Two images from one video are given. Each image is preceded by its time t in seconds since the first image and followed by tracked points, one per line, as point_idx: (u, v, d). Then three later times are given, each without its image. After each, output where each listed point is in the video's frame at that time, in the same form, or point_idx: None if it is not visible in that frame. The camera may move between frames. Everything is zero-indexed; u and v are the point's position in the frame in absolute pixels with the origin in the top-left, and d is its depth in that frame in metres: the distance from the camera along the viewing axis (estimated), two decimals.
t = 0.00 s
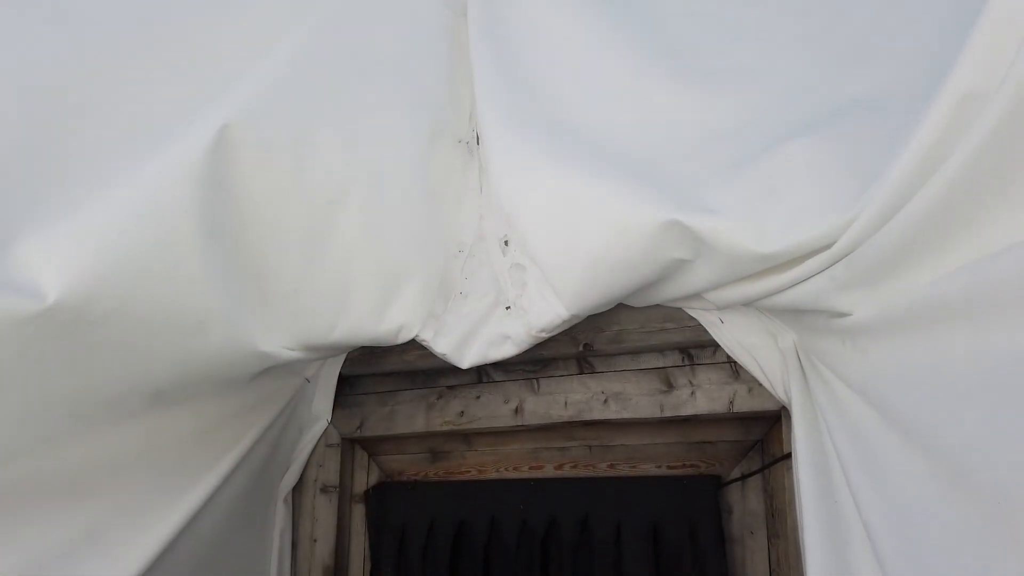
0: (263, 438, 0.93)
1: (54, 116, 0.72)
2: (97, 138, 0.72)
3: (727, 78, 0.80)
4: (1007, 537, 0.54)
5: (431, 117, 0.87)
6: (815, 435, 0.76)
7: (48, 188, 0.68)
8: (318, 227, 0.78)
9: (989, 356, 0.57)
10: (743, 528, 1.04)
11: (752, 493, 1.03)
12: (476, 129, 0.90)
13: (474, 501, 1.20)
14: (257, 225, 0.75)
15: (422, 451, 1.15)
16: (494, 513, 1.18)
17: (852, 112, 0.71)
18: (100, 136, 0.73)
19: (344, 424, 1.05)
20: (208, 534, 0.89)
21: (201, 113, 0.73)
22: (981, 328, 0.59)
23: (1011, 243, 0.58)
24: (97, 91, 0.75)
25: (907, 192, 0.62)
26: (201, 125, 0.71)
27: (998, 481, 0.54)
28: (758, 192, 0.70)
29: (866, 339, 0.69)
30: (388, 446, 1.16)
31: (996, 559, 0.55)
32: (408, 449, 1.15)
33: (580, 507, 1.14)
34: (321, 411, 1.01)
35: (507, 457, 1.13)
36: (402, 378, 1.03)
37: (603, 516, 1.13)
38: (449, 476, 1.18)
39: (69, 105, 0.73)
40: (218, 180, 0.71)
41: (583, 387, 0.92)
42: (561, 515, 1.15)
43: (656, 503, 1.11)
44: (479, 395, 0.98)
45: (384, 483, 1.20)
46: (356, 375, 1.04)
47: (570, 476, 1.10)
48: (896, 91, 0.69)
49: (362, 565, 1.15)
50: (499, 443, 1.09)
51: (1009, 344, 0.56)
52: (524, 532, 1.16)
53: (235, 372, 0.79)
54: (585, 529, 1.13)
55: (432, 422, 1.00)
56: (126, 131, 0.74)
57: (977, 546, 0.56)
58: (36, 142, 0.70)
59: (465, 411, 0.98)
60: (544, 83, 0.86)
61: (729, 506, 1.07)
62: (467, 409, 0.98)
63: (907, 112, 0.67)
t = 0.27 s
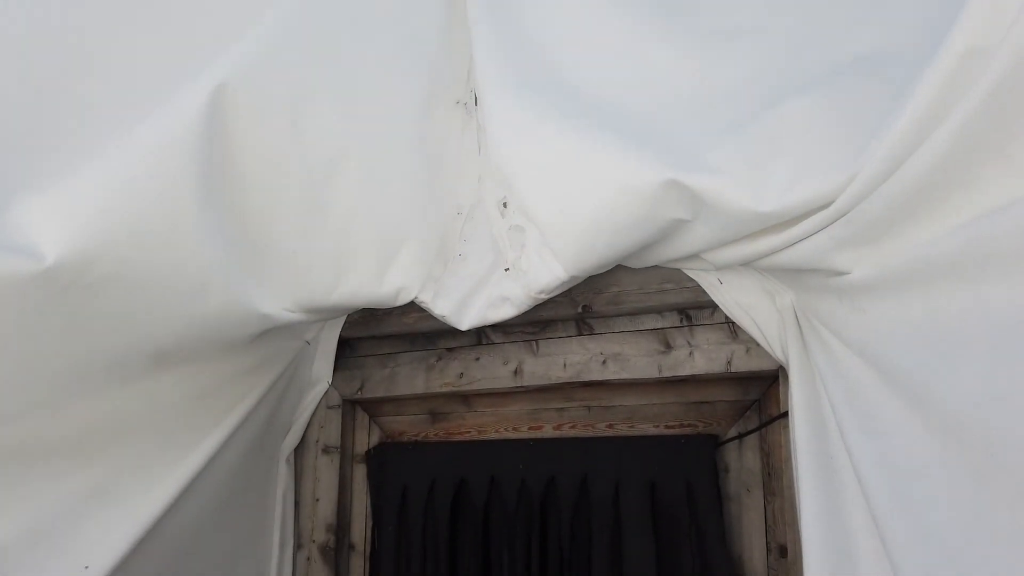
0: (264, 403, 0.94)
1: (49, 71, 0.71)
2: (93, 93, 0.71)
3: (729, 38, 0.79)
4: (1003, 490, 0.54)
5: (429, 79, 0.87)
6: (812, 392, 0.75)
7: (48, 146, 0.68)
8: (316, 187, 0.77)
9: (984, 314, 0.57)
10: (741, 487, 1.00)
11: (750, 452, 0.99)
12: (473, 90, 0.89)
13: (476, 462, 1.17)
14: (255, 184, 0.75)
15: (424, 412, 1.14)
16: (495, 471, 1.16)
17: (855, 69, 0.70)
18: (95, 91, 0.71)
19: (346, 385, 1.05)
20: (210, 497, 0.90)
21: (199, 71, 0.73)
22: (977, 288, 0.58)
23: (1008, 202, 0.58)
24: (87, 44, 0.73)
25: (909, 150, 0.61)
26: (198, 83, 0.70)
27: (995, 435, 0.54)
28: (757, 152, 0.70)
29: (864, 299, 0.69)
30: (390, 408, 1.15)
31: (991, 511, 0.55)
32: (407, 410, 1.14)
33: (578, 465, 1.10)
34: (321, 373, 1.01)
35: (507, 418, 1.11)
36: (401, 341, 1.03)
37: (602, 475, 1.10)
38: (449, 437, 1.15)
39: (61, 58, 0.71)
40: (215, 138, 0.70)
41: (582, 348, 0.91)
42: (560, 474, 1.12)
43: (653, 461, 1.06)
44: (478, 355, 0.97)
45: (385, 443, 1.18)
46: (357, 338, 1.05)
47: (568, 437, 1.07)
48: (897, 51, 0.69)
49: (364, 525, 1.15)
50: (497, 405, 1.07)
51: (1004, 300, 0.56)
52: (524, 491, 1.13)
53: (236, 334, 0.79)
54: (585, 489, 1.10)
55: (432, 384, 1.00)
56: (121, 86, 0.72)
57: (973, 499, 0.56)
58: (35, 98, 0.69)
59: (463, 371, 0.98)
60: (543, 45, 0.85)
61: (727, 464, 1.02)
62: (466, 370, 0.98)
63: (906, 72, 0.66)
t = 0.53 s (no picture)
0: (263, 353, 0.94)
1: None
2: (83, 25, 0.68)
3: None
4: (1003, 429, 0.52)
5: (428, 24, 0.85)
6: (813, 339, 0.73)
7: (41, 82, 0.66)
8: (314, 130, 0.77)
9: (994, 250, 0.54)
10: (737, 432, 0.89)
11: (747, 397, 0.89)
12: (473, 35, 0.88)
13: (476, 405, 1.05)
14: (251, 128, 0.74)
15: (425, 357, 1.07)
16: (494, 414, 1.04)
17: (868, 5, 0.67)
18: (86, 22, 0.68)
19: (346, 332, 1.06)
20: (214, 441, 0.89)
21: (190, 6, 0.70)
22: (983, 226, 0.55)
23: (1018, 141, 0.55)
24: None
25: (918, 87, 0.59)
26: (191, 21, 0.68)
27: (997, 376, 0.52)
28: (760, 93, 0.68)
29: (867, 243, 0.66)
30: (386, 355, 1.10)
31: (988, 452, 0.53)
32: (411, 355, 1.08)
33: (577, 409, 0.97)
34: (323, 320, 1.02)
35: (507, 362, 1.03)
36: (403, 289, 1.03)
37: (603, 419, 0.96)
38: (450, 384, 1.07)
39: None
40: (212, 79, 0.69)
41: (582, 295, 0.89)
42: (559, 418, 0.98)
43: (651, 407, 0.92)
44: (479, 303, 0.96)
45: (387, 389, 1.11)
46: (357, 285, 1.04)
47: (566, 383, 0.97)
48: None
49: (367, 471, 1.12)
50: (496, 351, 1.01)
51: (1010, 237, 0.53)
52: (523, 437, 1.00)
53: (235, 279, 0.78)
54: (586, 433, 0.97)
55: (433, 331, 0.99)
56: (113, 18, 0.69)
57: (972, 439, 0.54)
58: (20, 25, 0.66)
59: (463, 320, 0.97)
60: None
61: (725, 407, 0.90)
62: (466, 317, 0.97)
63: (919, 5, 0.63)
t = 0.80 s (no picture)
0: (265, 313, 0.94)
1: None
2: None
3: None
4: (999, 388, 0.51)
5: None
6: (813, 297, 0.73)
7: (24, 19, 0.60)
8: (315, 86, 0.76)
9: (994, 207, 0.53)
10: (735, 390, 0.87)
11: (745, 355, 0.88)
12: None
13: (476, 363, 1.00)
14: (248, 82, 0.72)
15: (422, 318, 1.04)
16: (494, 372, 0.99)
17: None
18: None
19: (347, 292, 1.05)
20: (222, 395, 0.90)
21: None
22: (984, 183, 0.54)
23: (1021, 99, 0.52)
24: None
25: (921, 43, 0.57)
26: None
27: (995, 334, 0.51)
28: (770, 46, 0.66)
29: (869, 201, 0.65)
30: (382, 316, 1.08)
31: (982, 409, 0.53)
32: (412, 314, 1.05)
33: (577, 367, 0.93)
34: (324, 280, 1.02)
35: (506, 322, 0.99)
36: (403, 250, 1.01)
37: (604, 377, 0.92)
38: (450, 344, 1.04)
39: None
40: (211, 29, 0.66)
41: (583, 255, 0.88)
42: (557, 378, 0.95)
43: (652, 366, 0.89)
44: (479, 263, 0.95)
45: (390, 349, 1.06)
46: (356, 245, 1.03)
47: (565, 343, 0.94)
48: None
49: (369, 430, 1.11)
50: (495, 312, 0.98)
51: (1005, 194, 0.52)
52: (523, 396, 0.96)
53: (234, 237, 0.79)
54: (585, 393, 0.92)
55: (433, 291, 0.98)
56: None
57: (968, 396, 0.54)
58: None
59: (462, 279, 0.96)
60: None
61: (723, 366, 0.88)
62: (466, 277, 0.96)
63: None
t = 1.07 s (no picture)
0: (265, 284, 0.94)
1: None
2: None
3: None
4: (996, 354, 0.52)
5: None
6: (813, 265, 0.73)
7: None
8: (314, 50, 0.74)
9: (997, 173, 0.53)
10: (735, 357, 0.87)
11: (745, 323, 0.88)
12: None
13: (476, 332, 1.00)
14: (246, 50, 0.71)
15: (423, 288, 1.05)
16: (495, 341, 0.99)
17: None
18: None
19: (347, 261, 1.04)
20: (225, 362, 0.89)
21: None
22: (990, 147, 0.54)
23: None
24: None
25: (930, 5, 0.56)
26: None
27: (998, 297, 0.52)
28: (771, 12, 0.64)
29: (871, 166, 0.64)
30: (383, 287, 1.08)
31: (982, 374, 0.53)
32: (411, 284, 1.05)
33: (577, 336, 0.93)
34: (324, 250, 1.01)
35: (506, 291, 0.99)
36: (403, 219, 1.01)
37: (604, 345, 0.92)
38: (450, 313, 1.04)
39: None
40: None
41: (584, 223, 0.88)
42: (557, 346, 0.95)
43: (652, 334, 0.89)
44: (479, 232, 0.95)
45: (389, 319, 1.05)
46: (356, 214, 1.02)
47: (566, 313, 0.95)
48: None
49: (371, 395, 1.13)
50: (496, 281, 0.99)
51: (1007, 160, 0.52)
52: (523, 364, 0.96)
53: (234, 206, 0.78)
54: (585, 361, 0.93)
55: (433, 260, 0.98)
56: None
57: (966, 360, 0.54)
58: None
59: (463, 249, 0.96)
60: None
61: (723, 334, 0.88)
62: (466, 247, 0.96)
63: None
